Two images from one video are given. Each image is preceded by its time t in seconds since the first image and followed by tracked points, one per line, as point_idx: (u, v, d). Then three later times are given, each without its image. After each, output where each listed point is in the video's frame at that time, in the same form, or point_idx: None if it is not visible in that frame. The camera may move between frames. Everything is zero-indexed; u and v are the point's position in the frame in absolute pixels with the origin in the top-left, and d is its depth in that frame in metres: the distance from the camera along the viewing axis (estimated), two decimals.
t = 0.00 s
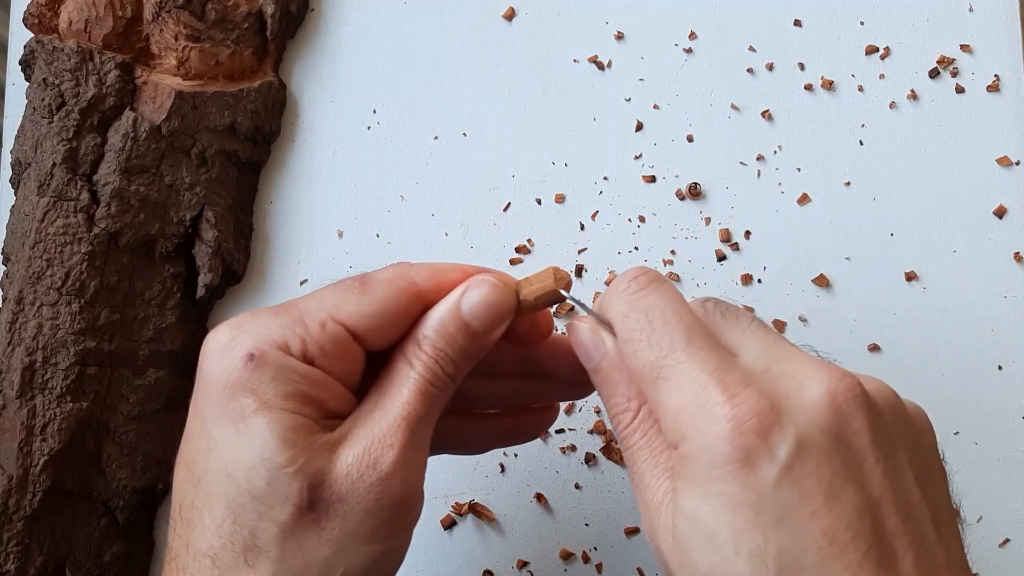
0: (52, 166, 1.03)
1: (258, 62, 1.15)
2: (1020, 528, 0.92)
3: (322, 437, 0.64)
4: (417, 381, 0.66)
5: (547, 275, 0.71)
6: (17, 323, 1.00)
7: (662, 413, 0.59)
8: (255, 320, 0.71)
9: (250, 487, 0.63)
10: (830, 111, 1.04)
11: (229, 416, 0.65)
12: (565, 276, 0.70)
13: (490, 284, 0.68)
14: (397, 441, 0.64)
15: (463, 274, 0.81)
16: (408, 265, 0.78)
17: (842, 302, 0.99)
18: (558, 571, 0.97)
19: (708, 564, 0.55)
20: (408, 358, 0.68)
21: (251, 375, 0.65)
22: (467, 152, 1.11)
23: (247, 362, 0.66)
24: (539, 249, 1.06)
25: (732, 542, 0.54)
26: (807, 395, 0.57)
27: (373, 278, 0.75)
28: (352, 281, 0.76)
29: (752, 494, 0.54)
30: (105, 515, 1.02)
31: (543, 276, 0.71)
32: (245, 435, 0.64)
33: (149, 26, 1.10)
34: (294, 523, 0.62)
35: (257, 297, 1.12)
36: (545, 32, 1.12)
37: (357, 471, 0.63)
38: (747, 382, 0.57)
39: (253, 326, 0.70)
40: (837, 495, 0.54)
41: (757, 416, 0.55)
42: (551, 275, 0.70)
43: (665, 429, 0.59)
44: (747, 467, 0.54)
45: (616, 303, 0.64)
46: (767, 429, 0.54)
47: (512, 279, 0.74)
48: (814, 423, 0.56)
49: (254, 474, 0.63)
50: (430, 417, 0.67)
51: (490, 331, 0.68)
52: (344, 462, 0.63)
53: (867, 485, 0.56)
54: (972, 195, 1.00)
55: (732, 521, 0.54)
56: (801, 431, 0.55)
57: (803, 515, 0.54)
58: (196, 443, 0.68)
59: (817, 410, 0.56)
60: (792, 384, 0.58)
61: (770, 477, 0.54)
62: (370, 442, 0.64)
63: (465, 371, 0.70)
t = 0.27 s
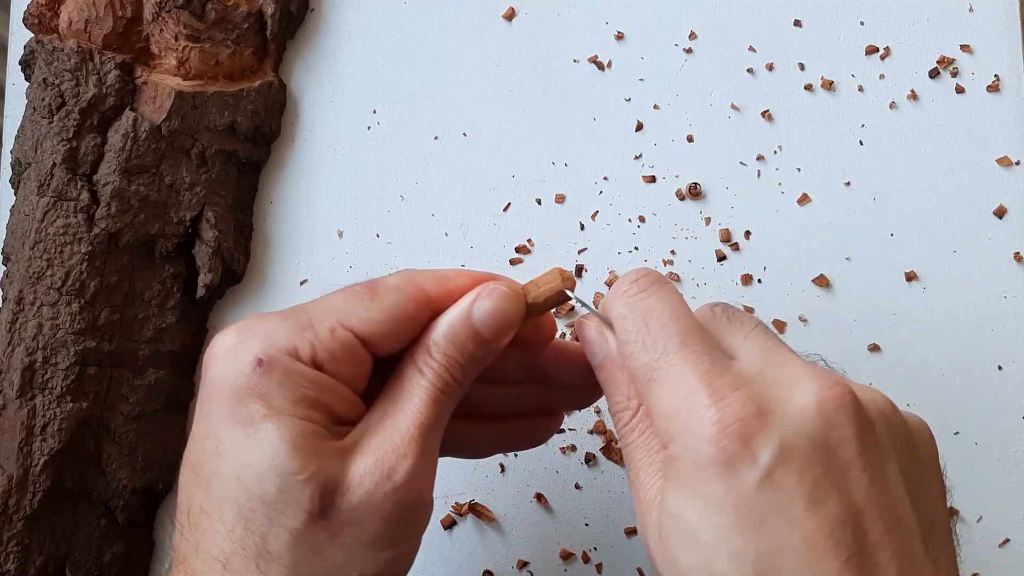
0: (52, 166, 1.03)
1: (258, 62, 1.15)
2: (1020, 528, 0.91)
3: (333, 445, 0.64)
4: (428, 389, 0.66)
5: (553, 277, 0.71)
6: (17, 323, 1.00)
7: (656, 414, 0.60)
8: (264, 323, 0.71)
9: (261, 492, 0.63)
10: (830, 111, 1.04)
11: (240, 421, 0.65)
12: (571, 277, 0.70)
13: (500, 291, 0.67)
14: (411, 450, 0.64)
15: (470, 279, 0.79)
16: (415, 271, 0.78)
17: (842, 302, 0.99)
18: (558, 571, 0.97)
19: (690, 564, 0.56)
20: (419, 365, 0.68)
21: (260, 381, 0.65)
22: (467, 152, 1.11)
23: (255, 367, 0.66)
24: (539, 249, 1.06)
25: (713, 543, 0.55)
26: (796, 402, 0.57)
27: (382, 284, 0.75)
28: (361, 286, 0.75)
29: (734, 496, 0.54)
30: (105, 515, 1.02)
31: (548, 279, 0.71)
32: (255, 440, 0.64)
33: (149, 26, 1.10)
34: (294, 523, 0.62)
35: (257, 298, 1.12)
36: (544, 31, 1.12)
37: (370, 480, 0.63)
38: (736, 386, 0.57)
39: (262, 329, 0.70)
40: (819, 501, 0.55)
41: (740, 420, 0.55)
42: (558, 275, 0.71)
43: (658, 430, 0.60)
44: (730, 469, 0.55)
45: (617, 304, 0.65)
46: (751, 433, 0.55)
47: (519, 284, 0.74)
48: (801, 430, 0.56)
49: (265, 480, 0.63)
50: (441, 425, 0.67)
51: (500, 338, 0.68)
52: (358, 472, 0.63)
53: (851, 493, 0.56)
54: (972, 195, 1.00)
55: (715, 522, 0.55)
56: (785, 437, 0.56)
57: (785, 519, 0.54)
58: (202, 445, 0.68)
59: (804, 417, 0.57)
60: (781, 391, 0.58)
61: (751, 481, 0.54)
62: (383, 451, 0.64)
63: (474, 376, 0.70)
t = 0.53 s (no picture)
0: (52, 166, 1.03)
1: (258, 62, 1.15)
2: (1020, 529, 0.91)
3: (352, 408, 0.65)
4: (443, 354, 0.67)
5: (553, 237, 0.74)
6: (17, 323, 1.00)
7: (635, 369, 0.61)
8: (279, 288, 0.68)
9: (283, 454, 0.63)
10: (830, 111, 1.04)
11: (259, 385, 0.65)
12: (572, 234, 0.73)
13: (508, 256, 0.68)
14: (429, 412, 0.65)
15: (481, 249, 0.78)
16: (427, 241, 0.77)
17: (842, 302, 0.99)
18: (558, 571, 0.97)
19: (642, 513, 0.58)
20: (430, 332, 0.68)
21: (279, 344, 0.64)
22: (467, 152, 1.11)
23: (273, 330, 0.65)
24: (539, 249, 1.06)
25: (666, 497, 0.56)
26: (768, 374, 0.57)
27: (393, 252, 0.73)
28: (373, 256, 0.73)
29: (692, 456, 0.55)
30: (105, 515, 1.02)
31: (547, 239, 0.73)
32: (274, 401, 0.64)
33: (149, 26, 1.10)
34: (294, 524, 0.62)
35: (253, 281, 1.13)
36: (544, 32, 1.12)
37: (391, 442, 0.63)
38: (711, 350, 0.58)
39: (277, 293, 0.68)
40: (773, 473, 0.55)
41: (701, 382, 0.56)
42: (559, 235, 0.73)
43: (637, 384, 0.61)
44: (689, 428, 0.56)
45: (617, 262, 0.66)
46: (716, 397, 0.55)
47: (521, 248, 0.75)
48: (767, 399, 0.56)
49: (285, 441, 0.63)
50: (456, 390, 0.67)
51: (506, 305, 0.69)
52: (378, 434, 0.64)
53: (811, 470, 0.56)
54: (972, 195, 1.00)
55: (669, 477, 0.56)
56: (750, 404, 0.55)
57: (735, 484, 0.54)
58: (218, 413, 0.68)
59: (773, 391, 0.56)
60: (756, 361, 0.58)
61: (708, 444, 0.55)
62: (401, 414, 0.64)
63: (484, 343, 0.71)
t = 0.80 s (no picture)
0: (52, 166, 1.03)
1: (258, 62, 1.15)
2: (1020, 529, 0.91)
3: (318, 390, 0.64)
4: (422, 343, 0.66)
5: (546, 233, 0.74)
6: (17, 323, 1.00)
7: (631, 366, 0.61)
8: (257, 273, 0.71)
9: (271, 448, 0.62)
10: (830, 111, 1.04)
11: (224, 360, 0.66)
12: (563, 229, 0.73)
13: (497, 251, 0.69)
14: (398, 398, 0.63)
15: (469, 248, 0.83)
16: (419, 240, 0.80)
17: (842, 302, 0.99)
18: (558, 571, 0.97)
19: (634, 515, 0.58)
20: (411, 323, 0.67)
21: (248, 319, 0.67)
22: (467, 152, 1.11)
23: (243, 307, 0.67)
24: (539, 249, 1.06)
25: (659, 498, 0.56)
26: (767, 374, 0.58)
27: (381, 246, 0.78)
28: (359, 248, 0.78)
29: (687, 458, 0.55)
30: (106, 514, 1.02)
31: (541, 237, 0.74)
32: (237, 376, 0.64)
33: (149, 26, 1.10)
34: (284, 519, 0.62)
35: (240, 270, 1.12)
36: (544, 32, 1.12)
37: (351, 425, 0.62)
38: (709, 350, 0.58)
39: (258, 276, 0.71)
40: (770, 477, 0.55)
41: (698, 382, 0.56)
42: (551, 230, 0.74)
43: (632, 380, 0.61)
44: (685, 429, 0.56)
45: (611, 253, 0.65)
46: (712, 398, 0.56)
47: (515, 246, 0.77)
48: (765, 401, 0.56)
49: (247, 416, 0.62)
50: (435, 381, 0.66)
51: (496, 302, 0.69)
52: (340, 417, 0.62)
53: (807, 473, 0.56)
54: (972, 196, 1.00)
55: (662, 479, 0.56)
56: (746, 406, 0.56)
57: (728, 487, 0.54)
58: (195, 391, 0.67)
59: (771, 392, 0.57)
60: (755, 361, 0.59)
61: (704, 445, 0.55)
62: (369, 398, 0.63)
63: (474, 341, 0.70)
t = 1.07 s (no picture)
0: (52, 166, 1.03)
1: (258, 62, 1.15)
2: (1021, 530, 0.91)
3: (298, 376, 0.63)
4: (409, 338, 0.65)
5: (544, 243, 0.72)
6: (17, 323, 1.00)
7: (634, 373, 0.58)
8: (255, 262, 0.73)
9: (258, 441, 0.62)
10: (830, 111, 1.04)
11: (210, 347, 0.66)
12: (561, 237, 0.71)
13: (493, 254, 0.69)
14: (377, 387, 0.61)
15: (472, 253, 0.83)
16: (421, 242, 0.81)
17: (842, 302, 0.99)
18: (558, 571, 0.97)
19: (643, 523, 0.56)
20: (401, 321, 0.67)
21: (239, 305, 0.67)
22: (467, 152, 1.11)
23: (235, 292, 0.68)
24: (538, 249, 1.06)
25: (669, 506, 0.54)
26: (774, 378, 0.55)
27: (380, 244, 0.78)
28: (358, 248, 0.77)
29: (694, 466, 0.53)
30: (105, 515, 1.02)
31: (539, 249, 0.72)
32: (222, 362, 0.64)
33: (149, 26, 1.10)
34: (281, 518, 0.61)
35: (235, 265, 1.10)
36: (544, 32, 1.12)
37: (325, 412, 0.60)
38: (714, 354, 0.56)
39: (256, 267, 0.72)
40: (780, 485, 0.53)
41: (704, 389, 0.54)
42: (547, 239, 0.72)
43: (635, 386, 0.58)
44: (693, 438, 0.54)
45: (609, 259, 0.63)
46: (720, 405, 0.53)
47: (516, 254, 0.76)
48: (773, 406, 0.54)
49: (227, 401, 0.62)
50: (419, 376, 0.65)
51: (490, 303, 0.69)
52: (317, 404, 0.61)
53: (818, 479, 0.54)
54: (972, 196, 1.00)
55: (670, 488, 0.54)
56: (756, 412, 0.54)
57: (737, 496, 0.52)
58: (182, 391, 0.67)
59: (779, 397, 0.54)
60: (762, 364, 0.56)
61: (713, 453, 0.53)
62: (348, 386, 0.61)
63: (463, 343, 0.69)
